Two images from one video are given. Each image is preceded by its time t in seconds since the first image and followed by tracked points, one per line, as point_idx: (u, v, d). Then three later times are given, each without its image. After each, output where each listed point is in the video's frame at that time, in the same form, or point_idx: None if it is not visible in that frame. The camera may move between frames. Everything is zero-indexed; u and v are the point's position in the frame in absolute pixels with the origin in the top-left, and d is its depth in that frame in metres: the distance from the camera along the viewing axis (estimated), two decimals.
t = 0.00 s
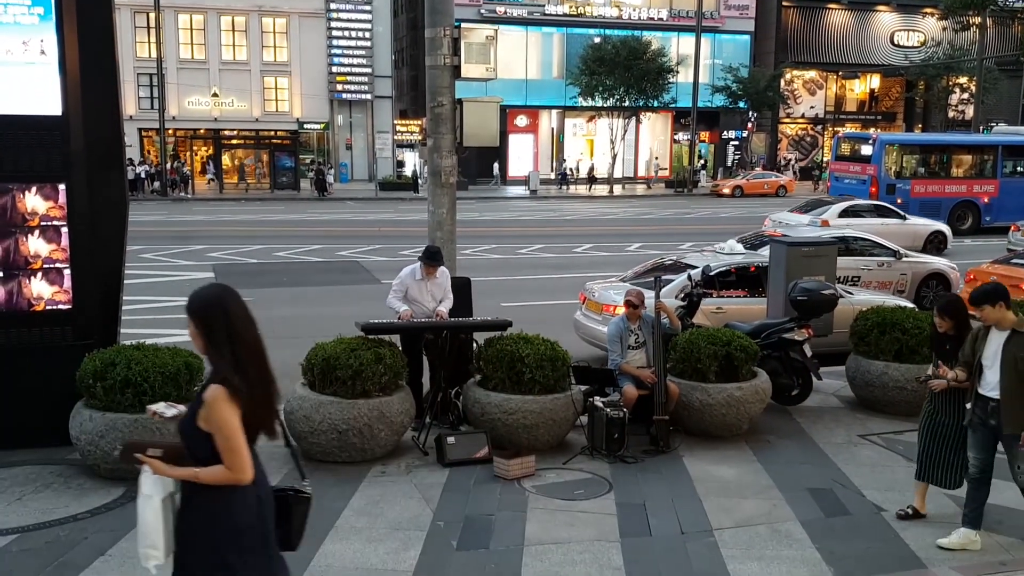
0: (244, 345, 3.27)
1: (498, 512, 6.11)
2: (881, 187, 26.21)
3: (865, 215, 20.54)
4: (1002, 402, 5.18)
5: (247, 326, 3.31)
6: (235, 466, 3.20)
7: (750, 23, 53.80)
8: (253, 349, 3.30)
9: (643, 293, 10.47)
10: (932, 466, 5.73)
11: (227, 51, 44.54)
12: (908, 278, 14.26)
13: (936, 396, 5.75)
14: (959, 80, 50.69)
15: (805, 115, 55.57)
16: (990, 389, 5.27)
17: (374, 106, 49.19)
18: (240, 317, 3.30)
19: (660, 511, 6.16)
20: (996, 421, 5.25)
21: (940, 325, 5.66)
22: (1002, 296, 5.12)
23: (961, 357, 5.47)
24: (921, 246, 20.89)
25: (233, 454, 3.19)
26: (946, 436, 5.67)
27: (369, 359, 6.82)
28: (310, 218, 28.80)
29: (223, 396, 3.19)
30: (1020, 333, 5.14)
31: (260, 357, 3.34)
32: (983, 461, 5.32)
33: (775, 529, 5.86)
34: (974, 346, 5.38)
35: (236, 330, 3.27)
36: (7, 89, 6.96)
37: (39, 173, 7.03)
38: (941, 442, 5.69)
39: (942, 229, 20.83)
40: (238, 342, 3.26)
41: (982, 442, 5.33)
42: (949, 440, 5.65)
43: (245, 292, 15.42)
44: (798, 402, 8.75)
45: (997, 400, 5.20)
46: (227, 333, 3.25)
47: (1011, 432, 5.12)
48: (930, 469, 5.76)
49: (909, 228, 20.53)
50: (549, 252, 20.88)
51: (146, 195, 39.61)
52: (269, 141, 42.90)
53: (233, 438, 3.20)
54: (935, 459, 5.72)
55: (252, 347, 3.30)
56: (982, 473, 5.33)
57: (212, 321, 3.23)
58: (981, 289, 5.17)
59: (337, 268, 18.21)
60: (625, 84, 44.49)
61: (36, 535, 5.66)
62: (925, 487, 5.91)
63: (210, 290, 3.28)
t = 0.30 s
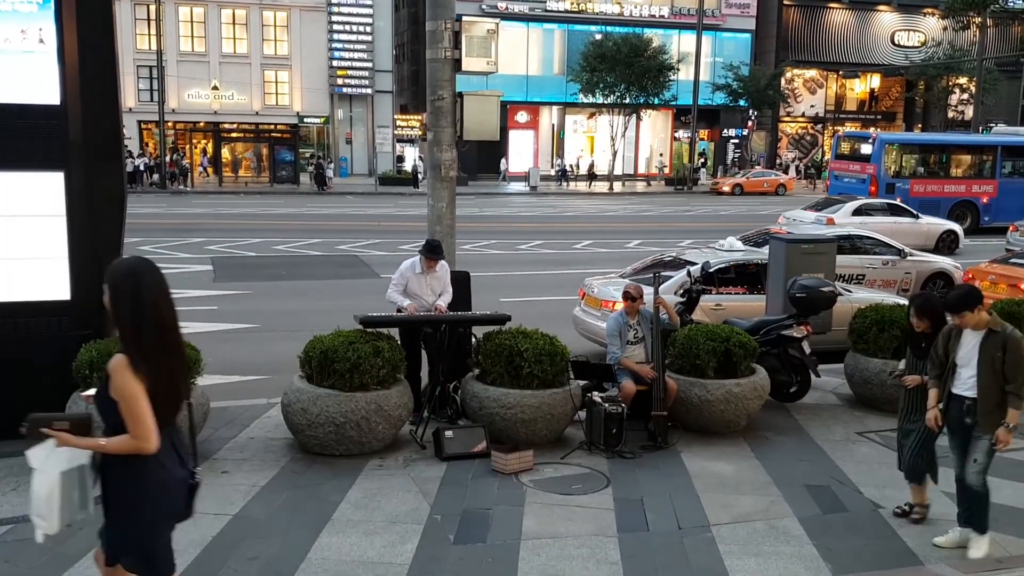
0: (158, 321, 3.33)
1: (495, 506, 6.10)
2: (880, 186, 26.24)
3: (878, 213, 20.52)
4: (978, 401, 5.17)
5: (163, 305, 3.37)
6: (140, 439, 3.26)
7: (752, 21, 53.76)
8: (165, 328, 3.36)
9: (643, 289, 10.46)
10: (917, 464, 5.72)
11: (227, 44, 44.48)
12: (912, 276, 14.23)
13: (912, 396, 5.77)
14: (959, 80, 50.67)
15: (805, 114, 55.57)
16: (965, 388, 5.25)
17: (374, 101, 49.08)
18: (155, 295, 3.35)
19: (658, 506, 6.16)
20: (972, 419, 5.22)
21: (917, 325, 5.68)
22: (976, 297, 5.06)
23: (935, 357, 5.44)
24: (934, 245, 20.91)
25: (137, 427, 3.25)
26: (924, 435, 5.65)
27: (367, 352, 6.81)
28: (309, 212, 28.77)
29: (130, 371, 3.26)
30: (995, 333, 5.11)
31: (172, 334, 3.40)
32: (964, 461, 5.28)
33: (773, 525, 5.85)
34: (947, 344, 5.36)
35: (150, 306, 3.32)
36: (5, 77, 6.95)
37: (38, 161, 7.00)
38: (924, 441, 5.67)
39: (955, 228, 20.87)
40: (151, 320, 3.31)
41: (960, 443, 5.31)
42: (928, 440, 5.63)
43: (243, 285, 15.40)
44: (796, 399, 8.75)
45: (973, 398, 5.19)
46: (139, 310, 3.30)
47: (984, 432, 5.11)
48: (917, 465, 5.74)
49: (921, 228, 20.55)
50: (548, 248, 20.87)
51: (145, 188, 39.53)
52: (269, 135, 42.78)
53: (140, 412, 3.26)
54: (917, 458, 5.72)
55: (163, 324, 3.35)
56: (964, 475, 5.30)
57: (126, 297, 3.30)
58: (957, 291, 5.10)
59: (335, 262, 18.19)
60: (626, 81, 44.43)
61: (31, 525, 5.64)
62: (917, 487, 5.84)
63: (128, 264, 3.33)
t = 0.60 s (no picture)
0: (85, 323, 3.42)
1: (492, 506, 6.08)
2: (878, 189, 26.27)
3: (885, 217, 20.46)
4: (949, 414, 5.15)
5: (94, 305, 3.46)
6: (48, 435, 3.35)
7: (751, 24, 53.82)
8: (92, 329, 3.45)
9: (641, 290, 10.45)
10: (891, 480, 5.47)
11: (226, 43, 44.43)
12: (912, 279, 14.23)
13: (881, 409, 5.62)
14: (956, 85, 50.76)
15: (803, 118, 55.65)
16: (935, 400, 5.23)
17: (373, 102, 49.10)
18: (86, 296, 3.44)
19: (654, 508, 6.14)
20: (941, 433, 5.19)
21: (888, 339, 5.50)
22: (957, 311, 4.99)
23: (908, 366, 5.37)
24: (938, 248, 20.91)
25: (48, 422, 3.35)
26: (890, 448, 5.54)
27: (364, 351, 6.79)
28: (307, 212, 28.76)
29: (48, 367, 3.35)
30: (971, 348, 5.10)
31: (99, 334, 3.50)
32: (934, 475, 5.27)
33: (768, 527, 5.84)
34: (921, 356, 5.31)
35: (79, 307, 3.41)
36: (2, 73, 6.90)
37: (34, 157, 6.96)
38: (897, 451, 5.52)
39: (959, 231, 20.83)
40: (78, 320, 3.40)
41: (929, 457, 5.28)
42: (894, 452, 5.52)
43: (241, 284, 15.39)
44: (793, 401, 8.72)
45: (944, 414, 5.17)
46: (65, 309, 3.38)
47: (957, 448, 5.09)
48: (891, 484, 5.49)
49: (925, 231, 20.54)
50: (546, 249, 20.86)
51: (143, 186, 39.49)
52: (268, 135, 42.71)
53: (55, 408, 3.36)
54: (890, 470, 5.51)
55: (90, 324, 3.45)
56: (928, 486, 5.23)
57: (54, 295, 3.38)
58: (939, 305, 5.01)
59: (333, 262, 18.17)
60: (625, 83, 44.43)
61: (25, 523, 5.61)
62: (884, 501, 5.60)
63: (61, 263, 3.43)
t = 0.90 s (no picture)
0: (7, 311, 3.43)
1: (491, 509, 6.06)
2: (878, 193, 26.27)
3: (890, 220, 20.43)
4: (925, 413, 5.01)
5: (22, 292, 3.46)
6: None
7: (750, 29, 53.94)
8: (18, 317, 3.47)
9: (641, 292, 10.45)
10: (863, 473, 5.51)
11: (226, 48, 44.49)
12: (913, 282, 14.24)
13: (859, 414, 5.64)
14: (956, 89, 50.87)
15: (803, 122, 55.69)
16: (916, 399, 5.10)
17: (373, 106, 49.20)
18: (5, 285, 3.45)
19: (655, 510, 6.12)
20: (917, 431, 5.08)
21: (861, 347, 5.53)
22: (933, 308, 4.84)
23: (887, 363, 5.29)
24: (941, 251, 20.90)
25: None
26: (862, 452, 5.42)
27: (363, 352, 6.77)
28: (306, 216, 28.78)
29: None
30: (948, 347, 4.92)
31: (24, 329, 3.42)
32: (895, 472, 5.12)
33: (769, 529, 5.82)
34: (901, 353, 5.21)
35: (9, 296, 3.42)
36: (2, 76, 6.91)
37: (34, 159, 6.96)
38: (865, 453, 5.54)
39: (963, 235, 20.83)
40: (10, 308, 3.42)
41: (899, 455, 5.16)
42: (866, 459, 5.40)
43: (241, 288, 15.39)
44: (794, 404, 8.68)
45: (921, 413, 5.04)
46: None
47: (931, 446, 4.94)
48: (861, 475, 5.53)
49: (926, 234, 20.55)
50: (546, 252, 20.86)
51: (143, 191, 39.53)
52: (267, 139, 42.70)
53: None
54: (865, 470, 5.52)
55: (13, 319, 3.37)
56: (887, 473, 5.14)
57: None
58: (911, 299, 4.86)
59: (332, 265, 18.18)
60: (624, 87, 44.50)
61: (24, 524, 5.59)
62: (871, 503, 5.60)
63: None
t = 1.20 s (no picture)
0: None
1: (497, 511, 6.05)
2: (882, 196, 26.24)
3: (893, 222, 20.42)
4: (897, 424, 4.84)
5: None
6: None
7: (753, 32, 53.97)
8: None
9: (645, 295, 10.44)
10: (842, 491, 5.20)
11: (230, 54, 44.58)
12: (917, 285, 14.23)
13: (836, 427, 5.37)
14: (961, 91, 50.83)
15: (807, 125, 55.63)
16: (885, 408, 4.92)
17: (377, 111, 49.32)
18: None
19: (659, 511, 6.12)
20: (889, 442, 4.88)
21: (838, 352, 5.27)
22: (894, 312, 4.70)
23: (858, 376, 5.07)
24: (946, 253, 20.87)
25: None
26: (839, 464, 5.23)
27: (368, 355, 6.78)
28: (310, 221, 28.82)
29: None
30: (913, 350, 4.78)
31: None
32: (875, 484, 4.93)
33: (775, 530, 5.81)
34: (870, 361, 5.01)
35: None
36: (6, 80, 6.94)
37: (39, 163, 7.01)
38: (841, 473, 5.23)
39: (968, 236, 20.80)
40: None
41: (873, 467, 4.96)
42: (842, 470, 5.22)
43: (245, 292, 15.41)
44: (798, 406, 8.68)
45: (892, 422, 4.87)
46: None
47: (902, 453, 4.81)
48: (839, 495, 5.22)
49: (931, 237, 20.51)
50: (550, 256, 20.87)
51: (148, 197, 39.61)
52: (272, 144, 42.84)
53: None
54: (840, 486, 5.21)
55: None
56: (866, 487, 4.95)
57: None
58: (872, 304, 4.76)
59: (337, 270, 18.21)
60: (627, 91, 44.52)
61: (28, 528, 5.60)
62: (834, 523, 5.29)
63: None
